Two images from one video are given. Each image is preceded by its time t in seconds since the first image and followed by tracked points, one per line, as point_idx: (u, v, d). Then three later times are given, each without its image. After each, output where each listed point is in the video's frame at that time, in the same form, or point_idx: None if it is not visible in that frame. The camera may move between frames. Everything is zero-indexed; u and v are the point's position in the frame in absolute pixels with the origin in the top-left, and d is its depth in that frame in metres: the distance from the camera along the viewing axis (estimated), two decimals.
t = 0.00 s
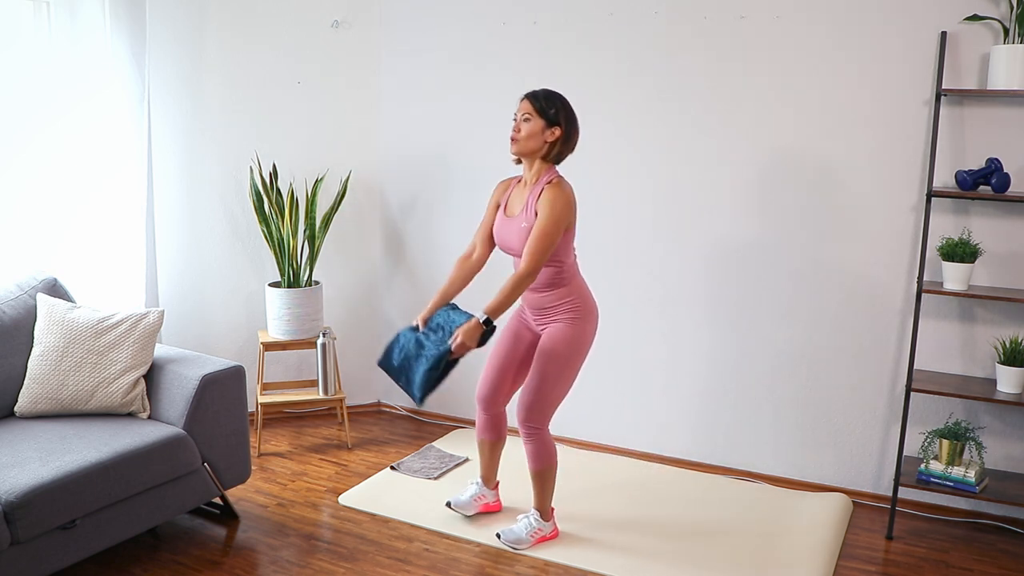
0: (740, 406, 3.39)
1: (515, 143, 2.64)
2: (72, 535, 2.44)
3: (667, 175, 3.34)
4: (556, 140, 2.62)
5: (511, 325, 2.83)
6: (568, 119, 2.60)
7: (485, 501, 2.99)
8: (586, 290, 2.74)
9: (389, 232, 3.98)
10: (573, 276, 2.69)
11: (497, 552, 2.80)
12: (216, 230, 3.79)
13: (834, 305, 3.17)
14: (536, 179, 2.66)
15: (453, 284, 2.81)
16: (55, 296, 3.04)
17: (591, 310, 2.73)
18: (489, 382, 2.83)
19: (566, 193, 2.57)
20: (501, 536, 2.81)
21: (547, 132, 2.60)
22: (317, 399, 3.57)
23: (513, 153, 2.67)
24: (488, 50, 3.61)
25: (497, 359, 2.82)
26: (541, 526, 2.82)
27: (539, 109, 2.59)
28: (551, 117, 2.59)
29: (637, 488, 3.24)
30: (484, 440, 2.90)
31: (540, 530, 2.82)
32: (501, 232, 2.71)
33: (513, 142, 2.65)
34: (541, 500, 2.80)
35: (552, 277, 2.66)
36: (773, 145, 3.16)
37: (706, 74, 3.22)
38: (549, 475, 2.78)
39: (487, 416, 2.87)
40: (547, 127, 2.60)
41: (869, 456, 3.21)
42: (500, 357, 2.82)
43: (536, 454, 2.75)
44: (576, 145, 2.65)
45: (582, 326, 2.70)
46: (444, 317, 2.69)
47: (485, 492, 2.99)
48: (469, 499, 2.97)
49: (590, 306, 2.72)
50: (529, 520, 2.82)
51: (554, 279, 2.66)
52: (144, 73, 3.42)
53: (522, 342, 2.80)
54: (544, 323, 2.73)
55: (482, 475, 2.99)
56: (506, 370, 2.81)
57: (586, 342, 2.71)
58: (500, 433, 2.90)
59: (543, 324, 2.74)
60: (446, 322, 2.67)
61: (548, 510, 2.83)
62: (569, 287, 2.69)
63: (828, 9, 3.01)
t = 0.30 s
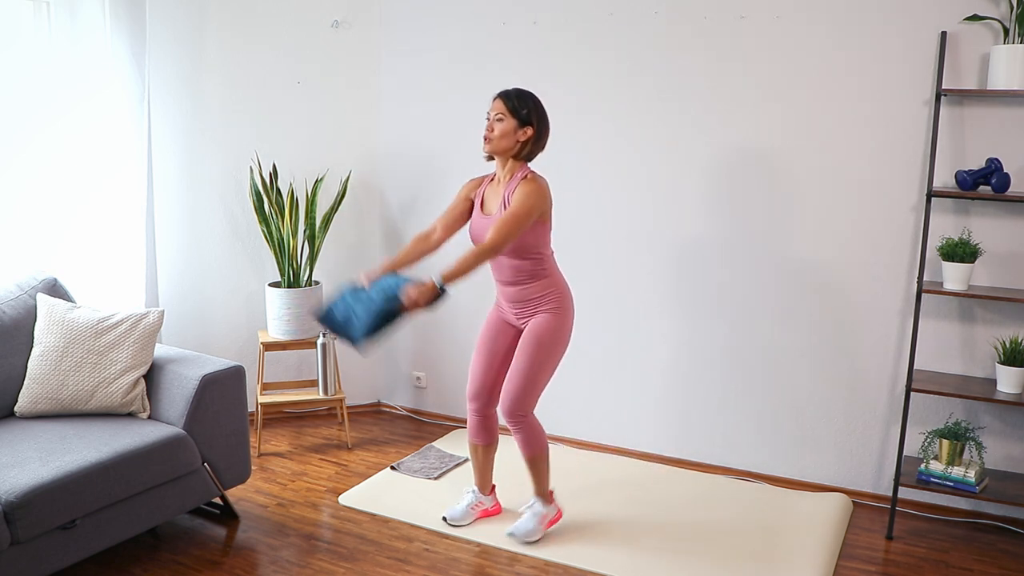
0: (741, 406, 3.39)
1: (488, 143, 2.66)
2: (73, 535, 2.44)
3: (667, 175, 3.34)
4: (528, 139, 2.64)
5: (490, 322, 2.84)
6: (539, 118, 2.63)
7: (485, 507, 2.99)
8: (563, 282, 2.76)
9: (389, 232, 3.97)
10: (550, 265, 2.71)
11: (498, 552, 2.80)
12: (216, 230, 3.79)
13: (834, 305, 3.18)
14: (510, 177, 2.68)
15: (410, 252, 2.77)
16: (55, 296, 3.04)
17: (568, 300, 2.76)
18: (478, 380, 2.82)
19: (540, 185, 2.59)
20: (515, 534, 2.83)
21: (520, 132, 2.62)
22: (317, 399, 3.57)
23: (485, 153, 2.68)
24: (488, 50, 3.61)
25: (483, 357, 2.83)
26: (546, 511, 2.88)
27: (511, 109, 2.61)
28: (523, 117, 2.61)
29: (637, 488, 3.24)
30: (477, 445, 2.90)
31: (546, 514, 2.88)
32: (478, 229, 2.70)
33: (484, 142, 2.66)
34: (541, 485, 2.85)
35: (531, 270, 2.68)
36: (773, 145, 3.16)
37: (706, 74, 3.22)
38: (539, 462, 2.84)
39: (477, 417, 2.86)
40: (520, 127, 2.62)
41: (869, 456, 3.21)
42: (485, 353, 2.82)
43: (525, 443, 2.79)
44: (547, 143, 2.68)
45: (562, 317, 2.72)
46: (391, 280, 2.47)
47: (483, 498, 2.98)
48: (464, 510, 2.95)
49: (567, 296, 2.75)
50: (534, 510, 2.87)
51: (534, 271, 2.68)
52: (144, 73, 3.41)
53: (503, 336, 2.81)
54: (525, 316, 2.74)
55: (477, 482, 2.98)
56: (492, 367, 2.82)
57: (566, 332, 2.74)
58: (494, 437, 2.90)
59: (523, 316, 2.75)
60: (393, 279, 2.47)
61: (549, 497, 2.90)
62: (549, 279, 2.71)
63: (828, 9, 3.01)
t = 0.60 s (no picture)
0: (741, 406, 3.39)
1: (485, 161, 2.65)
2: (72, 535, 2.44)
3: (667, 175, 3.34)
4: (523, 150, 2.63)
5: (485, 329, 2.86)
6: (531, 127, 2.61)
7: (484, 505, 2.99)
8: (557, 290, 2.77)
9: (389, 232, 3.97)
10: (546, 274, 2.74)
11: (499, 552, 2.79)
12: (215, 230, 3.79)
13: (834, 305, 3.18)
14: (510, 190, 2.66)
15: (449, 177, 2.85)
16: (55, 296, 3.04)
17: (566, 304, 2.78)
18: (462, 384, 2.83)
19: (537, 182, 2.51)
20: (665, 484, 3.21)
21: (514, 145, 2.61)
22: (317, 399, 3.57)
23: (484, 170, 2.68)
24: (488, 50, 3.61)
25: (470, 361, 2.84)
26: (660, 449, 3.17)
27: (503, 125, 2.59)
28: (515, 130, 2.60)
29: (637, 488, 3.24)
30: (465, 444, 2.90)
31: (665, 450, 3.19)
32: (475, 237, 2.71)
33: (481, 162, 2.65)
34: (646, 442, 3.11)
35: (525, 279, 2.70)
36: (773, 145, 3.16)
37: (707, 74, 3.22)
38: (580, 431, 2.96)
39: (461, 417, 2.87)
40: (514, 140, 2.61)
41: (869, 456, 3.21)
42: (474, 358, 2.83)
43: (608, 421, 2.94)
44: (543, 151, 2.67)
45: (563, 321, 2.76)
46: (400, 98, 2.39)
47: (481, 497, 2.98)
48: (465, 509, 2.94)
49: (564, 302, 2.77)
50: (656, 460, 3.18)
51: (529, 281, 2.70)
52: (144, 73, 3.41)
53: (500, 345, 2.83)
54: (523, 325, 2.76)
55: (475, 479, 2.98)
56: (482, 373, 2.82)
57: (571, 335, 2.77)
58: (481, 435, 2.91)
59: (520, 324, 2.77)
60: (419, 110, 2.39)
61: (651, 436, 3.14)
62: (544, 287, 2.73)
63: (828, 9, 3.01)
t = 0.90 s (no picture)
0: (741, 406, 3.38)
1: (518, 232, 2.72)
2: (72, 535, 2.44)
3: (667, 174, 3.34)
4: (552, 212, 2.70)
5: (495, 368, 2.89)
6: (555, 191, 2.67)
7: (484, 505, 2.98)
8: (579, 358, 2.82)
9: (389, 232, 3.97)
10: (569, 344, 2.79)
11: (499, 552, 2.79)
12: (215, 230, 3.79)
13: (834, 305, 3.18)
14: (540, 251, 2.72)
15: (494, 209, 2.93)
16: (55, 296, 3.04)
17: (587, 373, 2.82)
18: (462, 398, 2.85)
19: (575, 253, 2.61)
20: (683, 489, 3.20)
21: (542, 211, 2.68)
22: (317, 399, 3.57)
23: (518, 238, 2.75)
24: (488, 50, 3.61)
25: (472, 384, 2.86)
26: (690, 460, 3.22)
27: (527, 196, 2.65)
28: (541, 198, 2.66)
29: (637, 488, 3.24)
30: (458, 448, 2.91)
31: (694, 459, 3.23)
32: (506, 293, 2.80)
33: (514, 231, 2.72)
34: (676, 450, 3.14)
35: (549, 341, 2.75)
36: (774, 145, 3.16)
37: (707, 74, 3.22)
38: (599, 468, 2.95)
39: (453, 420, 2.87)
40: (540, 207, 2.67)
41: (869, 456, 3.21)
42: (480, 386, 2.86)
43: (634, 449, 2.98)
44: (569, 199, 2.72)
45: (583, 387, 2.79)
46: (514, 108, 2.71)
47: (483, 498, 2.98)
48: (465, 509, 2.94)
49: (586, 371, 2.81)
50: (682, 467, 3.22)
51: (551, 343, 2.75)
52: (144, 73, 3.41)
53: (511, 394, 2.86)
54: (541, 384, 2.80)
55: (473, 479, 2.96)
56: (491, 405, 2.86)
57: (592, 400, 2.81)
58: (476, 439, 2.92)
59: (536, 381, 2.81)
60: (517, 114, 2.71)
61: (681, 446, 3.19)
62: (566, 352, 2.78)
63: (828, 9, 3.01)
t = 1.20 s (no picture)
0: (742, 406, 3.38)
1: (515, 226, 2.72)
2: (72, 535, 2.44)
3: (667, 174, 3.34)
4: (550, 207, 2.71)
5: (493, 367, 2.88)
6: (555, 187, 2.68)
7: (484, 505, 2.98)
8: (579, 350, 2.82)
9: (389, 232, 3.97)
10: (568, 337, 2.79)
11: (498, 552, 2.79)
12: (215, 230, 3.79)
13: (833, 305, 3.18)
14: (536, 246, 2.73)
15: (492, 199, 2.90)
16: (55, 296, 3.04)
17: (588, 363, 2.83)
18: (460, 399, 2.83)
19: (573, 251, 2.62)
20: (683, 489, 3.21)
21: (541, 207, 2.68)
22: (317, 399, 3.57)
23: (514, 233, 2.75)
24: (488, 50, 3.61)
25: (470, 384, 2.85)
26: (689, 460, 3.21)
27: (528, 191, 2.65)
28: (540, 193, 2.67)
29: (637, 488, 3.24)
30: (459, 449, 2.89)
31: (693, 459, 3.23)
32: (503, 290, 2.78)
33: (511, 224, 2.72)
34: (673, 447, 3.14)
35: (548, 335, 2.75)
36: (774, 145, 3.16)
37: (706, 74, 3.22)
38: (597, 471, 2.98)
39: (453, 421, 2.86)
40: (538, 202, 2.67)
41: (869, 456, 3.21)
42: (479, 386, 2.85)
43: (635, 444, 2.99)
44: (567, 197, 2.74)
45: (583, 379, 2.80)
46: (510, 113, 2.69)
47: (483, 498, 2.98)
48: (465, 509, 2.94)
49: (586, 362, 2.82)
50: (682, 468, 3.22)
51: (550, 338, 2.75)
52: (144, 73, 3.41)
53: (511, 391, 2.87)
54: (542, 378, 2.80)
55: (474, 480, 2.96)
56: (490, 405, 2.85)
57: (593, 392, 2.81)
58: (476, 439, 2.91)
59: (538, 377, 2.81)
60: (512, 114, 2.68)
61: (680, 447, 3.19)
62: (566, 345, 2.78)
63: (828, 9, 3.01)
